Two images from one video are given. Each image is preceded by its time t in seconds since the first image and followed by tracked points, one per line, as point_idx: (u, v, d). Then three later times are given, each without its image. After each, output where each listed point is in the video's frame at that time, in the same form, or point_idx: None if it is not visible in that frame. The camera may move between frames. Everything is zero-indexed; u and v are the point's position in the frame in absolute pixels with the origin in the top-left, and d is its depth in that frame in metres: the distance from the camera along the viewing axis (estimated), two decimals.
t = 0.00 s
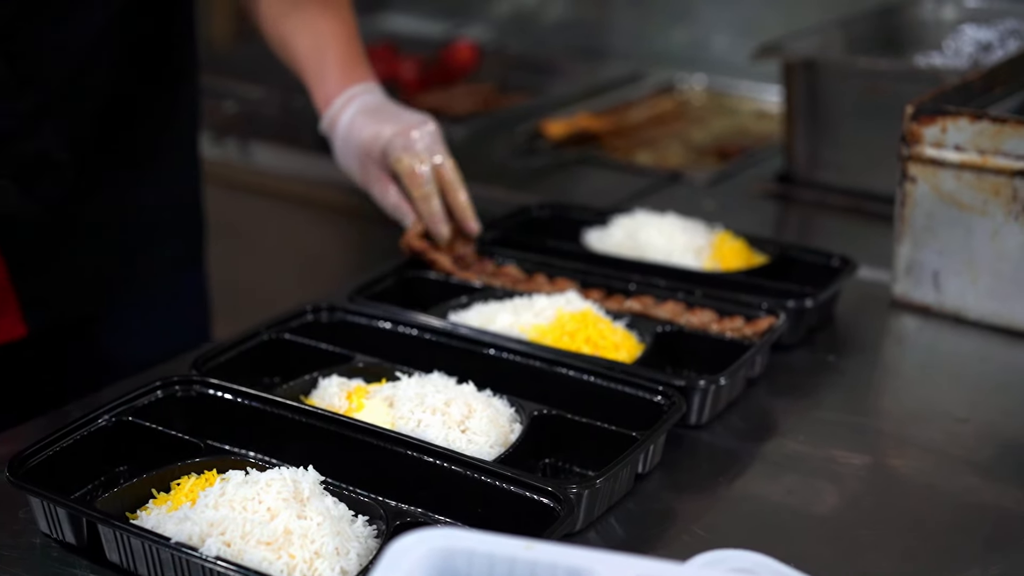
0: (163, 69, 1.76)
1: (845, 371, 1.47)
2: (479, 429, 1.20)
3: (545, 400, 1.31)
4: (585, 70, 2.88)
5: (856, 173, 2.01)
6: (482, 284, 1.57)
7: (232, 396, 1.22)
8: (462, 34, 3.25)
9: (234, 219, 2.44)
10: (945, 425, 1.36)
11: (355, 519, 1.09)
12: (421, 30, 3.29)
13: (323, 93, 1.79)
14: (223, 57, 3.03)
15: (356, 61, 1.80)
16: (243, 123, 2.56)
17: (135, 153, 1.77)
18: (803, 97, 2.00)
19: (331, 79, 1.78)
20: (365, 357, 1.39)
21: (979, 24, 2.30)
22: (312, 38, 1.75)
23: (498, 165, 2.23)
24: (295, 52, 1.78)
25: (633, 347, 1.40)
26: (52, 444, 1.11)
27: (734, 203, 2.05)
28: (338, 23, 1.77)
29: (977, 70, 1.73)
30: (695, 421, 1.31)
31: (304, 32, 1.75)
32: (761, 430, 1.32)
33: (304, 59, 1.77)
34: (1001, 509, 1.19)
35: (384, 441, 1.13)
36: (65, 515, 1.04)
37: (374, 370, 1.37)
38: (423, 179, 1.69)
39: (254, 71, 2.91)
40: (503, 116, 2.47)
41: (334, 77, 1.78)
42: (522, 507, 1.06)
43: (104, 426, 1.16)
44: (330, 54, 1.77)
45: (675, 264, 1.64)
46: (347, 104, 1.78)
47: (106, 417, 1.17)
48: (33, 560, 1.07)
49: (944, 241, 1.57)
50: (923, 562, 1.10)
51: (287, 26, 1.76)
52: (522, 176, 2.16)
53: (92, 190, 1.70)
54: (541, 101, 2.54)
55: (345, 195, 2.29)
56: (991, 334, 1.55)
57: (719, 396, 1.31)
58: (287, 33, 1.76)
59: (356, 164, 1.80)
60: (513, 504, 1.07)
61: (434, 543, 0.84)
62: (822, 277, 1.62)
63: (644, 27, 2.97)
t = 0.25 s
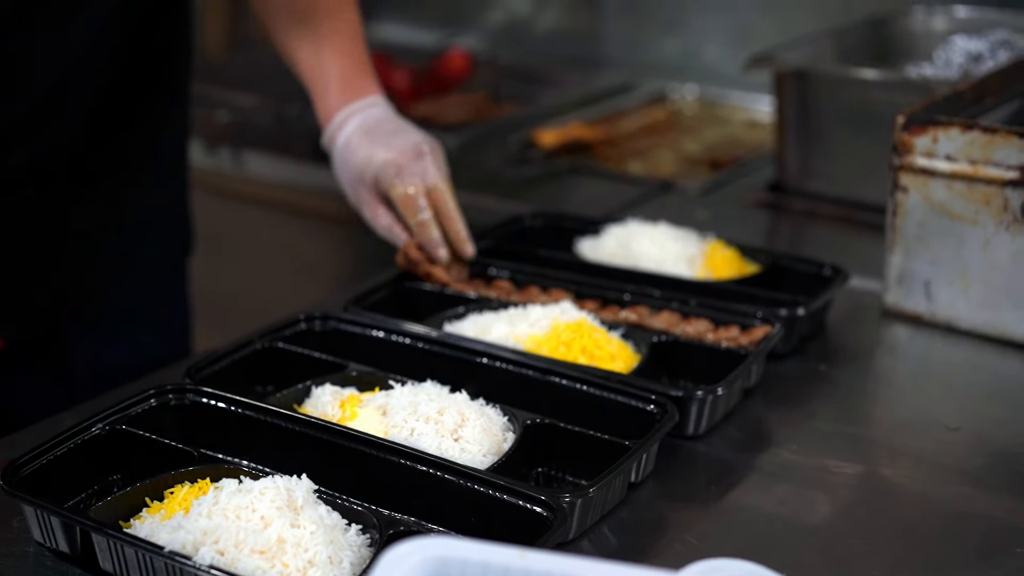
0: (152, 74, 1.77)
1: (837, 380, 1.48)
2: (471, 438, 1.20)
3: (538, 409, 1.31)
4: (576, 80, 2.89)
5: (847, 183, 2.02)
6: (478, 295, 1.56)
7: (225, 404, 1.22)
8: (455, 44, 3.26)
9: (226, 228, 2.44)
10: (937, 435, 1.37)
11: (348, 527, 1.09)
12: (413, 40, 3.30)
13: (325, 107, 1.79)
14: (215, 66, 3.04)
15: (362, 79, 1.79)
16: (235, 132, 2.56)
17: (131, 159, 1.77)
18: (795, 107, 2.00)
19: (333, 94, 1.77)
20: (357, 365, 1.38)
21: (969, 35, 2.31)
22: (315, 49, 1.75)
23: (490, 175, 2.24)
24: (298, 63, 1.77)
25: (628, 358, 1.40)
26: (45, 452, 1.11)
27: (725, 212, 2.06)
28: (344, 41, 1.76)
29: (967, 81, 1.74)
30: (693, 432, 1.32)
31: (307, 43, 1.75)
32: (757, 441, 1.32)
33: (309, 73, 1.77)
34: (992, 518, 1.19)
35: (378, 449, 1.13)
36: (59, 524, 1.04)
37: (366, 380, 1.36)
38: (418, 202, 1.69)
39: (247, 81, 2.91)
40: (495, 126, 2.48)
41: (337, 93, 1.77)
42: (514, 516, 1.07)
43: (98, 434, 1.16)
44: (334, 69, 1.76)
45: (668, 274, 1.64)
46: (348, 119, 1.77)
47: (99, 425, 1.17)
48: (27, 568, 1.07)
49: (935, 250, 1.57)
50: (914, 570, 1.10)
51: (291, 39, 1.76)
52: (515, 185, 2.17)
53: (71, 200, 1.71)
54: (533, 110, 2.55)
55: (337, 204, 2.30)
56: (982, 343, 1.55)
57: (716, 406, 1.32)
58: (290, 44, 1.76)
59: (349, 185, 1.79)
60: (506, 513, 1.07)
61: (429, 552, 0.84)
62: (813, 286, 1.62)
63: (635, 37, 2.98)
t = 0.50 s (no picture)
0: (129, 85, 1.81)
1: (833, 402, 1.48)
2: (468, 461, 1.21)
3: (535, 432, 1.32)
4: (572, 102, 2.90)
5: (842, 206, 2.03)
6: (483, 320, 1.56)
7: (222, 427, 1.22)
8: (451, 67, 3.27)
9: (223, 250, 2.45)
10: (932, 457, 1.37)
11: (346, 551, 1.10)
12: (410, 64, 3.31)
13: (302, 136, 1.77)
14: (213, 90, 3.05)
15: (338, 104, 1.78)
16: (232, 155, 2.57)
17: (108, 169, 1.81)
18: (790, 131, 2.01)
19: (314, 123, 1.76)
20: (355, 389, 1.38)
21: (963, 59, 2.32)
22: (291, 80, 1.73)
23: (486, 197, 2.24)
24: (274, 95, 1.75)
25: (639, 385, 1.39)
26: (43, 476, 1.11)
27: (721, 234, 2.06)
28: (320, 69, 1.74)
29: (961, 104, 1.75)
30: (702, 458, 1.32)
31: (283, 73, 1.73)
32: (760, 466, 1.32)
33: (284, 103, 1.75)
34: (986, 539, 1.20)
35: (374, 472, 1.14)
36: (56, 548, 1.04)
37: (364, 402, 1.37)
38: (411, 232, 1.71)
39: (244, 104, 2.92)
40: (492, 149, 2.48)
41: (317, 121, 1.76)
42: (510, 539, 1.07)
43: (96, 458, 1.17)
44: (313, 99, 1.75)
45: (664, 296, 1.65)
46: (330, 147, 1.76)
47: (97, 449, 1.17)
48: None
49: (930, 273, 1.58)
50: None
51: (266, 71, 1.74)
52: (511, 208, 2.18)
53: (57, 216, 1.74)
54: (530, 133, 2.56)
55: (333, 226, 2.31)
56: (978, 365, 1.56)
57: (726, 434, 1.32)
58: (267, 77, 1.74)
59: (334, 213, 1.79)
60: (503, 535, 1.07)
61: None
62: (809, 308, 1.63)
63: (630, 60, 3.00)
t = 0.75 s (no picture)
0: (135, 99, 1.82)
1: (825, 414, 1.49)
2: (460, 472, 1.21)
3: (527, 444, 1.32)
4: (566, 115, 2.91)
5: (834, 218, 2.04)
6: (476, 332, 1.56)
7: (215, 439, 1.22)
8: (445, 80, 3.28)
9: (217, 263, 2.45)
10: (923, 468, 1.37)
11: (338, 562, 1.10)
12: (404, 76, 3.32)
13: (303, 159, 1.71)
14: (206, 102, 3.05)
15: (337, 124, 1.71)
16: (226, 167, 2.57)
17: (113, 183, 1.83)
18: (782, 143, 2.02)
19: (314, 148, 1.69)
20: (348, 401, 1.39)
21: (954, 71, 2.33)
22: (275, 100, 1.66)
23: (480, 209, 2.25)
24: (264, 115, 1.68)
25: (631, 397, 1.40)
26: (34, 488, 1.11)
27: (714, 246, 2.07)
28: (312, 88, 1.67)
29: (952, 116, 1.76)
30: (693, 470, 1.32)
31: (275, 96, 1.65)
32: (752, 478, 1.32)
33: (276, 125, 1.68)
34: (977, 550, 1.20)
35: (366, 483, 1.14)
36: (48, 560, 1.04)
37: (357, 414, 1.37)
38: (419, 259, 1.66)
39: (238, 116, 2.93)
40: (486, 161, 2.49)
41: (318, 144, 1.70)
42: (501, 550, 1.07)
43: (88, 469, 1.17)
44: (308, 120, 1.67)
45: (656, 308, 1.65)
46: (335, 171, 1.70)
47: (90, 460, 1.17)
48: None
49: (921, 285, 1.59)
50: None
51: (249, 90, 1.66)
52: (505, 220, 2.18)
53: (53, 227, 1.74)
54: (524, 145, 2.56)
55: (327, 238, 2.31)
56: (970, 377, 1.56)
57: (718, 445, 1.32)
58: (250, 95, 1.67)
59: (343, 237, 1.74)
60: (495, 546, 1.07)
61: None
62: (801, 320, 1.63)
63: (623, 73, 3.00)
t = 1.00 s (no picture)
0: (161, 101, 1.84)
1: (819, 416, 1.49)
2: (453, 475, 1.21)
3: (519, 447, 1.32)
4: (561, 118, 2.91)
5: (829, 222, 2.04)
6: (470, 336, 1.56)
7: (208, 442, 1.22)
8: (440, 83, 3.28)
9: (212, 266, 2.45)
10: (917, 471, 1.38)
11: (331, 565, 1.10)
12: (398, 79, 3.32)
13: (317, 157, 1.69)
14: (201, 105, 3.05)
15: (352, 122, 1.70)
16: (222, 171, 2.57)
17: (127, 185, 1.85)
18: (777, 145, 2.02)
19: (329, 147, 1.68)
20: (342, 404, 1.39)
21: (949, 74, 2.34)
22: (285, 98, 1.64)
23: (474, 212, 2.25)
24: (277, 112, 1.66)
25: (624, 400, 1.40)
26: (27, 491, 1.11)
27: (708, 249, 2.07)
28: (322, 84, 1.65)
29: (946, 119, 1.76)
30: (687, 472, 1.32)
31: (283, 98, 1.63)
32: (745, 481, 1.32)
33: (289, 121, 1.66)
34: (971, 552, 1.20)
35: (358, 486, 1.14)
36: (40, 563, 1.04)
37: (351, 417, 1.37)
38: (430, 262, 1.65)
39: (233, 120, 2.93)
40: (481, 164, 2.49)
41: (333, 144, 1.68)
42: (494, 553, 1.07)
43: (82, 472, 1.17)
44: (322, 119, 1.66)
45: (651, 311, 1.65)
46: (352, 170, 1.69)
47: (83, 463, 1.17)
48: None
49: (915, 288, 1.59)
50: None
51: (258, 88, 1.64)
52: (499, 224, 2.18)
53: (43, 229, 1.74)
54: (519, 149, 2.56)
55: (322, 241, 2.31)
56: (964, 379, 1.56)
57: (712, 448, 1.32)
58: (260, 95, 1.64)
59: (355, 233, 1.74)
60: (488, 549, 1.07)
61: None
62: (796, 323, 1.63)
63: (618, 76, 3.01)
